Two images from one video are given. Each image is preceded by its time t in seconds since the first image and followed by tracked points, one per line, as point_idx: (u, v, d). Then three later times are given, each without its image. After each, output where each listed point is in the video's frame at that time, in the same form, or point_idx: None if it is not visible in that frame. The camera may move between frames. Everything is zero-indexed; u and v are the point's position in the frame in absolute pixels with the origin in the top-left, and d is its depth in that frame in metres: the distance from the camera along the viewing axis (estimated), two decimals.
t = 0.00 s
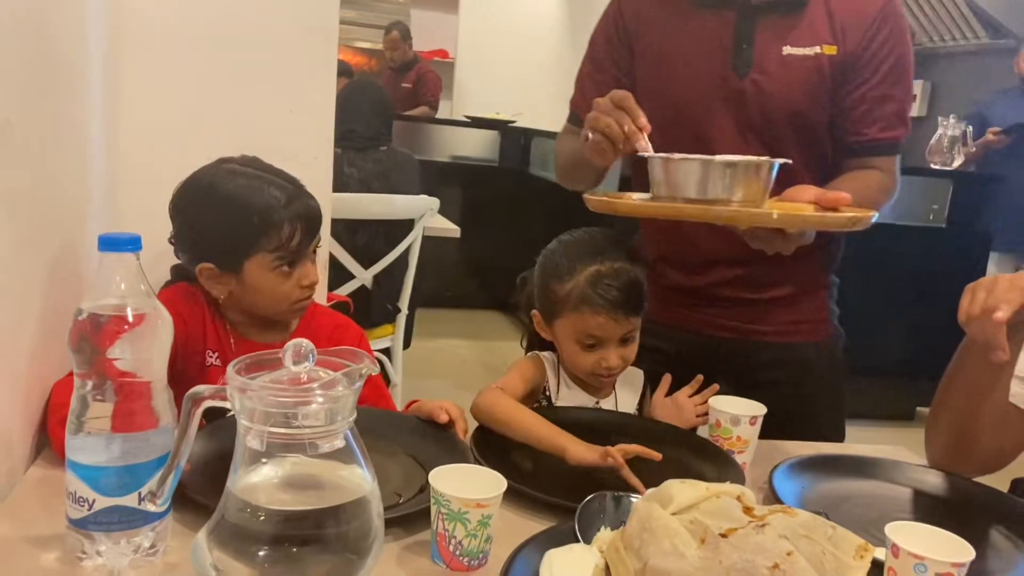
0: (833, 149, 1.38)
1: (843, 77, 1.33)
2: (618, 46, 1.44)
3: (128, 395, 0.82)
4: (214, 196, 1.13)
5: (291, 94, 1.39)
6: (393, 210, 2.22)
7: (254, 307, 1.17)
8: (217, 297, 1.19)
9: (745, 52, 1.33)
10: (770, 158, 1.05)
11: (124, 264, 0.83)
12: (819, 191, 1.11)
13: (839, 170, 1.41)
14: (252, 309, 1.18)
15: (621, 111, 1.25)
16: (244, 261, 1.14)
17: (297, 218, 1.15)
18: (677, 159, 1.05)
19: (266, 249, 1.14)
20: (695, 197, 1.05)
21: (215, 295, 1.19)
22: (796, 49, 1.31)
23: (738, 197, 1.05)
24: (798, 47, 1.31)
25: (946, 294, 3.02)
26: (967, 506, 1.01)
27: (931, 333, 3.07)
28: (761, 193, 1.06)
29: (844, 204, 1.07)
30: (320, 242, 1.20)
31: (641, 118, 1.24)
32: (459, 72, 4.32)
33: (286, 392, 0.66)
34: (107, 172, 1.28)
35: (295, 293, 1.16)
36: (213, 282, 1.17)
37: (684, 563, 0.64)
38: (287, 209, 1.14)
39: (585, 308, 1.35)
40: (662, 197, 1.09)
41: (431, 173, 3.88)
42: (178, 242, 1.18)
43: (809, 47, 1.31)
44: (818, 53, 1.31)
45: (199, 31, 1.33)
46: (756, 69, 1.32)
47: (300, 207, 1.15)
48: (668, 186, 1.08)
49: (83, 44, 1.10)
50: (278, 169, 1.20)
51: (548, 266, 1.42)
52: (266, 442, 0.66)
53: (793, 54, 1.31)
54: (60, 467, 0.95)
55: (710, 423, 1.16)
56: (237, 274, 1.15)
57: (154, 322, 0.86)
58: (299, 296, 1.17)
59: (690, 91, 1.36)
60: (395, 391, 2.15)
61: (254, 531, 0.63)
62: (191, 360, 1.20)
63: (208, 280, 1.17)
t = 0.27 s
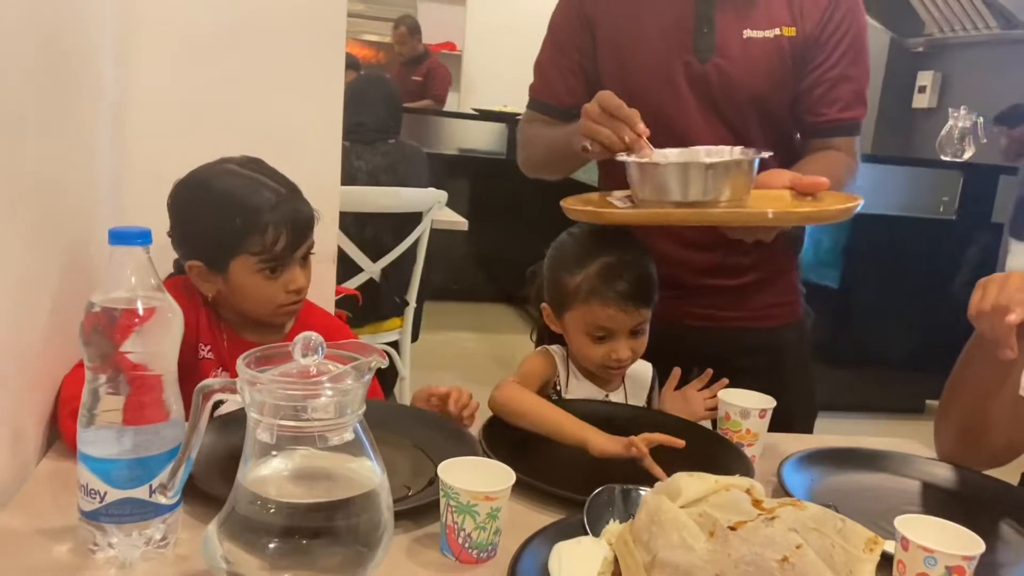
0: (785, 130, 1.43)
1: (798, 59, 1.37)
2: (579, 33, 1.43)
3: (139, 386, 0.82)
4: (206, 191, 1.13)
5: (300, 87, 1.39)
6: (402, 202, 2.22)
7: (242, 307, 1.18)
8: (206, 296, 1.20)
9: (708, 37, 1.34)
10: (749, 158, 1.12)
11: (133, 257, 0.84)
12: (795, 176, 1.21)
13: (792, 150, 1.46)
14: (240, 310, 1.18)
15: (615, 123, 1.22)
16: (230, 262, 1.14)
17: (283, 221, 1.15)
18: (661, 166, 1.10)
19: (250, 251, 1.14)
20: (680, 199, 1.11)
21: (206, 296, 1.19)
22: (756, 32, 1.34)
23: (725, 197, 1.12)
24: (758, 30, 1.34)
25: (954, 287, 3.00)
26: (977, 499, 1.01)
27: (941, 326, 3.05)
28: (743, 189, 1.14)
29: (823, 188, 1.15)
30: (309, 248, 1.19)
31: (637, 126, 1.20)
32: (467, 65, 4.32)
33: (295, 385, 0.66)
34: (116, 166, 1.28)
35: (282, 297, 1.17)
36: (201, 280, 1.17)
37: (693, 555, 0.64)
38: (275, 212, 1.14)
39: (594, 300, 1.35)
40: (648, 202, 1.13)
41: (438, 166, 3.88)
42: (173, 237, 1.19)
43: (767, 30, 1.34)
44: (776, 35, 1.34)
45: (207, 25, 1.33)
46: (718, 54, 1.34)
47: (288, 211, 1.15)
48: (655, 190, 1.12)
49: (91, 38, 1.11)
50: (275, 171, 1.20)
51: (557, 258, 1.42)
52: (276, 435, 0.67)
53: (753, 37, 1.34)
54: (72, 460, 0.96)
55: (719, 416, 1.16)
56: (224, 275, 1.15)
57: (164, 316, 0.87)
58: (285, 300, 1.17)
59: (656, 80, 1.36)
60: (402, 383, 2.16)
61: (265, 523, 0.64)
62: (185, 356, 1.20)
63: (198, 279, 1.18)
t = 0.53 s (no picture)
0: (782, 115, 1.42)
1: (795, 43, 1.37)
2: (569, 17, 1.42)
3: (151, 378, 0.83)
4: (201, 182, 1.14)
5: (309, 79, 1.39)
6: (410, 195, 2.22)
7: (235, 304, 1.18)
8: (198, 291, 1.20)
9: (703, 23, 1.34)
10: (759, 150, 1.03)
11: (144, 251, 0.85)
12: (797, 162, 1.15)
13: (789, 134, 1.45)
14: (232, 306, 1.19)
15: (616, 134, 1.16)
16: (219, 256, 1.15)
17: (273, 216, 1.14)
18: (666, 165, 1.01)
19: (239, 246, 1.14)
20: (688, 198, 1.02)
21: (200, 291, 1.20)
22: (752, 17, 1.35)
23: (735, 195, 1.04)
24: (754, 15, 1.35)
25: (966, 281, 2.97)
26: (989, 493, 1.01)
27: (952, 320, 3.03)
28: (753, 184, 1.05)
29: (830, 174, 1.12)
30: (302, 247, 1.19)
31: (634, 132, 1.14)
32: (476, 57, 4.31)
33: (306, 377, 0.66)
34: (127, 159, 1.29)
35: (272, 294, 1.17)
36: (194, 275, 1.18)
37: (703, 548, 0.64)
38: (264, 206, 1.14)
39: (604, 288, 1.35)
40: (650, 202, 1.05)
41: (447, 158, 3.87)
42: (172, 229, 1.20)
43: (763, 15, 1.35)
44: (771, 19, 1.35)
45: (215, 18, 1.33)
46: (713, 39, 1.34)
47: (278, 208, 1.15)
48: (657, 190, 1.03)
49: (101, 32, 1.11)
50: (272, 165, 1.20)
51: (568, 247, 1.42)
52: (287, 427, 0.67)
53: (749, 22, 1.35)
54: (84, 451, 0.97)
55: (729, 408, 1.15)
56: (216, 269, 1.16)
57: (175, 308, 0.87)
58: (277, 297, 1.18)
59: (651, 64, 1.36)
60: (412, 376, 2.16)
61: (275, 515, 0.64)
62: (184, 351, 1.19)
63: (192, 273, 1.18)
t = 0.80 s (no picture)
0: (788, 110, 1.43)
1: (801, 36, 1.37)
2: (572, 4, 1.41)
3: (162, 369, 0.84)
4: (205, 176, 1.15)
5: (319, 70, 1.39)
6: (419, 187, 2.22)
7: (240, 297, 1.18)
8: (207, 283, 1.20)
9: (706, 15, 1.35)
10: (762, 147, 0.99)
11: (155, 242, 0.86)
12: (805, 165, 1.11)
13: (794, 132, 1.46)
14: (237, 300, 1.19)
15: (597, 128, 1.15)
16: (225, 250, 1.15)
17: (277, 211, 1.14)
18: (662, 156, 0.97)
19: (245, 240, 1.14)
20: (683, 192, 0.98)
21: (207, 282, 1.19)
22: (757, 9, 1.35)
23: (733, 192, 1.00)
24: (759, 6, 1.35)
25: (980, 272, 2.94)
26: (1001, 485, 1.00)
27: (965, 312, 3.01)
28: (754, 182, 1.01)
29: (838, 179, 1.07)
30: (309, 241, 1.19)
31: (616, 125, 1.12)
32: (485, 49, 4.29)
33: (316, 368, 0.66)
34: (138, 151, 1.29)
35: (278, 289, 1.17)
36: (203, 267, 1.18)
37: (713, 539, 0.64)
38: (270, 201, 1.14)
39: (618, 271, 1.36)
40: (642, 194, 1.01)
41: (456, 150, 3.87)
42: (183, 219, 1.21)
43: (767, 6, 1.35)
44: (775, 11, 1.35)
45: (224, 10, 1.33)
46: (716, 31, 1.35)
47: (283, 201, 1.15)
48: (650, 181, 1.00)
49: (112, 25, 1.11)
50: (285, 163, 1.21)
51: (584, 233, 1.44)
52: (298, 418, 0.67)
53: (753, 13, 1.35)
54: (97, 442, 0.97)
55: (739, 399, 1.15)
56: (222, 262, 1.16)
57: (187, 300, 0.88)
58: (283, 292, 1.18)
59: (655, 57, 1.37)
60: (422, 368, 2.16)
61: (287, 505, 0.64)
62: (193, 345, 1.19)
63: (199, 264, 1.18)
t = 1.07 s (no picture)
0: (796, 109, 1.40)
1: (808, 33, 1.34)
2: None
3: (174, 361, 0.84)
4: (220, 156, 1.18)
5: (328, 63, 1.39)
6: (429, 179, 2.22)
7: (253, 280, 1.18)
8: (220, 269, 1.20)
9: (709, 13, 1.35)
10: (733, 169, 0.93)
11: (166, 235, 0.86)
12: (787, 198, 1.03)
13: (799, 135, 1.42)
14: (250, 284, 1.19)
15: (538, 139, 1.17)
16: (239, 229, 1.16)
17: (288, 190, 1.15)
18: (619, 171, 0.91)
19: (256, 218, 1.15)
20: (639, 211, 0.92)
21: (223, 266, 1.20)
22: (761, 5, 1.34)
23: (695, 213, 0.93)
24: (763, 2, 1.34)
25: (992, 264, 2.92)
26: (1013, 478, 1.00)
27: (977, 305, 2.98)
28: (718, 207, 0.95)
29: (818, 213, 0.98)
30: (321, 224, 1.19)
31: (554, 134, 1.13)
32: (493, 41, 4.28)
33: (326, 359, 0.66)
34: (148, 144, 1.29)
35: (289, 270, 1.17)
36: (218, 250, 1.19)
37: (724, 531, 0.64)
38: (281, 179, 1.15)
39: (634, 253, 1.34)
40: (601, 213, 0.96)
41: (465, 142, 3.86)
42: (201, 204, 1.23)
43: (771, 2, 1.33)
44: (779, 8, 1.33)
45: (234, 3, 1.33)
46: (720, 30, 1.36)
47: (293, 181, 1.16)
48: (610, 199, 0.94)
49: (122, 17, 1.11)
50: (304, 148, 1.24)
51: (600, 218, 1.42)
52: (309, 410, 0.67)
53: (758, 9, 1.34)
54: (109, 434, 0.98)
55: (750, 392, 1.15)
56: (235, 243, 1.17)
57: (198, 293, 0.89)
58: (294, 274, 1.17)
59: (660, 51, 1.38)
60: (432, 360, 2.16)
61: (298, 496, 0.64)
62: (212, 338, 1.18)
63: (214, 248, 1.20)
